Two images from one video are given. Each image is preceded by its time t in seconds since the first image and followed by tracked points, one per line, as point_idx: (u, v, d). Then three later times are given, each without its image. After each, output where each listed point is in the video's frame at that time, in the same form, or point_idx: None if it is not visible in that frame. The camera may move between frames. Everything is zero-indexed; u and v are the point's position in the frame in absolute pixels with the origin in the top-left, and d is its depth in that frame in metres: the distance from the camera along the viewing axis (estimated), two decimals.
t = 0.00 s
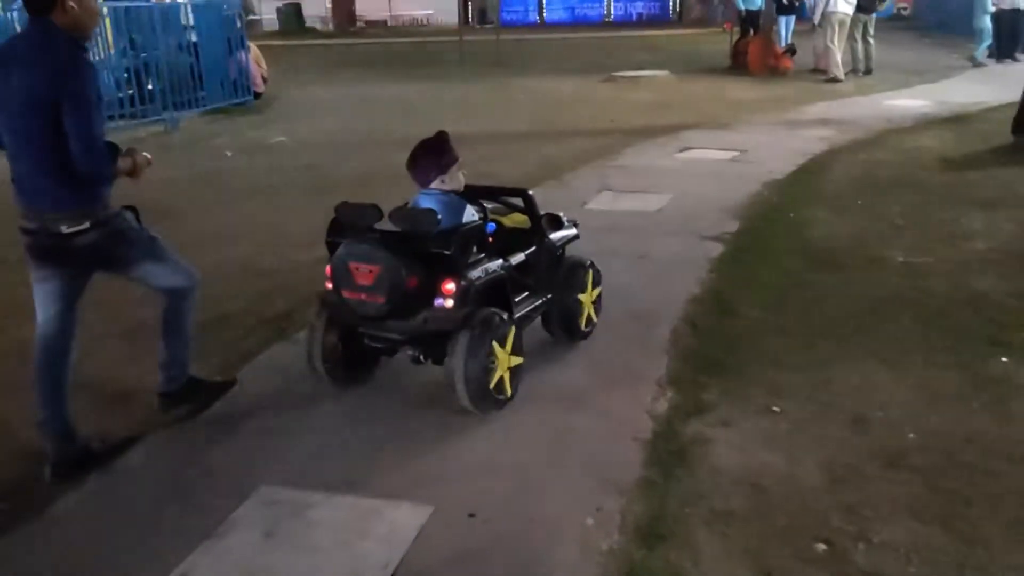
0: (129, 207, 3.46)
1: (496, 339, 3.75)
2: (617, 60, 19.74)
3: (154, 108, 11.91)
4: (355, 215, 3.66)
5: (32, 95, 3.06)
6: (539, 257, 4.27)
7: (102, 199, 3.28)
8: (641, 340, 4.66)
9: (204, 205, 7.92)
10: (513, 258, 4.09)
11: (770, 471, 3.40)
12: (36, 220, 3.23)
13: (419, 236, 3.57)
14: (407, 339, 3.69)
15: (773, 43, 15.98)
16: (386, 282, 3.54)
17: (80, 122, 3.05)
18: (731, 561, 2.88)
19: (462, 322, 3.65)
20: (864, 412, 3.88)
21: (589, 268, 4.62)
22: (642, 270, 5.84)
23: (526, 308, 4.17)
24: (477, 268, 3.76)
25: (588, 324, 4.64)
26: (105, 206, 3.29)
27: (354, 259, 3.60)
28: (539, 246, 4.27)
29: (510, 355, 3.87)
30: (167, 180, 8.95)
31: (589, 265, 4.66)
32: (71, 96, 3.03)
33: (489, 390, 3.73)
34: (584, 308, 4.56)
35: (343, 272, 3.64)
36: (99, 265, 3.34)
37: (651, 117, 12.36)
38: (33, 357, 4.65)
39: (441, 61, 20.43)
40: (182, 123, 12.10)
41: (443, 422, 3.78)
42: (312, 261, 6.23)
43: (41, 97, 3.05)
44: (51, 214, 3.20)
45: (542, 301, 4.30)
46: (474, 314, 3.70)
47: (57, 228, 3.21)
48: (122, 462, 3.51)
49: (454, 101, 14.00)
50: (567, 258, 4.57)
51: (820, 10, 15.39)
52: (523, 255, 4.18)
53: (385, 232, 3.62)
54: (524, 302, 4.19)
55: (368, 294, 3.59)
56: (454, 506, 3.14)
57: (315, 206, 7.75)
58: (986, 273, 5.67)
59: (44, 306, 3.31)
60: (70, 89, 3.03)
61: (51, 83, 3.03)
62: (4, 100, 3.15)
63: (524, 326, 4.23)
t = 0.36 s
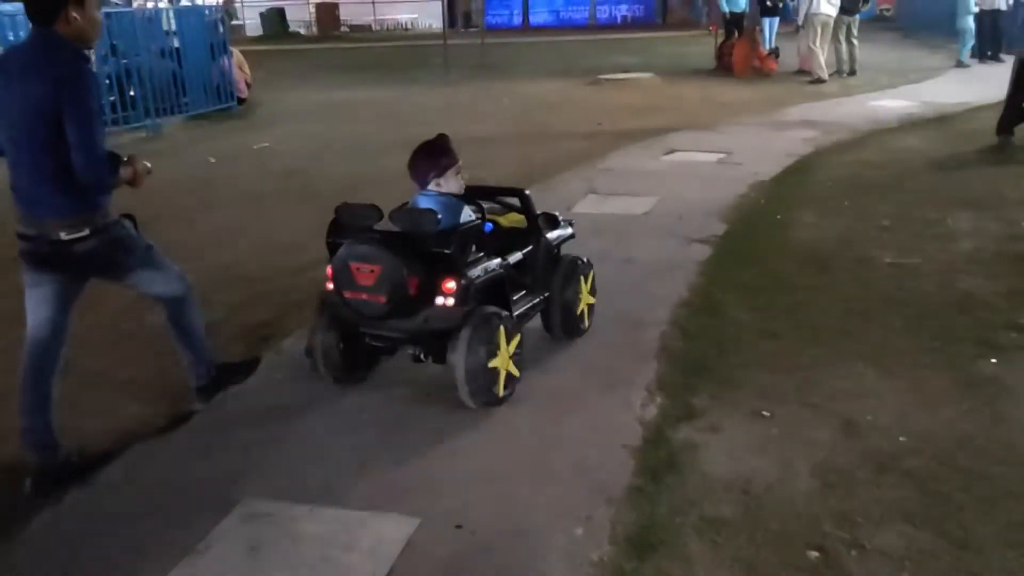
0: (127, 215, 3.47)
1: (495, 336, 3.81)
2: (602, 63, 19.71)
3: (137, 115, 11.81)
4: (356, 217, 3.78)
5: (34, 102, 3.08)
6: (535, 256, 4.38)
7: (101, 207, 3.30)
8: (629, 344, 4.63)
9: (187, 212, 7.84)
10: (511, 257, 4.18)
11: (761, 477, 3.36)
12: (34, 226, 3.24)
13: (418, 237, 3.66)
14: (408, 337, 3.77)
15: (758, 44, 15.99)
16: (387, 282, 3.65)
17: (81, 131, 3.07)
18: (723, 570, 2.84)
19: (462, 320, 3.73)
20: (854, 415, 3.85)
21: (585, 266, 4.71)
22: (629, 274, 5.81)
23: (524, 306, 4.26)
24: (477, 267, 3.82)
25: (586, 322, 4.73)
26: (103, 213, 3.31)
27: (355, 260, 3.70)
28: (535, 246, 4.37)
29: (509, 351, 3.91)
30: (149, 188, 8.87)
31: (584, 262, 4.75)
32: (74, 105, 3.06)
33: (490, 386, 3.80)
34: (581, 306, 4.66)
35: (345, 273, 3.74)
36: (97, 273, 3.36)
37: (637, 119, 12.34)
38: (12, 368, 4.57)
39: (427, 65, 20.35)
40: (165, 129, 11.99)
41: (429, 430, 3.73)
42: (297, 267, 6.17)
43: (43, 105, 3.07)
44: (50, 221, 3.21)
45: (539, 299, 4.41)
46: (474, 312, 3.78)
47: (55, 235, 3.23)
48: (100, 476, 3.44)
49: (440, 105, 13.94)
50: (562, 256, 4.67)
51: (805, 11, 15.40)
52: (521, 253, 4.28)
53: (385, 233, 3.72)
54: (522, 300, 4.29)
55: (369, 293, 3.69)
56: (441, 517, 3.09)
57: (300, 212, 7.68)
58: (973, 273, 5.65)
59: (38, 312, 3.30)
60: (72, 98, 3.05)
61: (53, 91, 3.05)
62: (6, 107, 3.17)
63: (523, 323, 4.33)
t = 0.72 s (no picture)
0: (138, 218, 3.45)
1: (504, 333, 3.85)
2: (597, 65, 19.70)
3: (130, 120, 11.78)
4: (366, 216, 3.85)
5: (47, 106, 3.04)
6: (539, 253, 4.42)
7: (113, 209, 3.27)
8: (626, 348, 4.58)
9: (180, 217, 7.79)
10: (516, 255, 4.23)
11: (760, 483, 3.32)
12: (46, 228, 3.21)
13: (427, 236, 3.68)
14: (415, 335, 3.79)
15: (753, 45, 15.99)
16: (397, 281, 3.67)
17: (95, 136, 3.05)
18: None
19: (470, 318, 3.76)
20: (853, 419, 3.81)
21: (586, 265, 4.77)
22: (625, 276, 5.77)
23: (530, 304, 4.32)
24: (483, 265, 3.85)
25: (588, 319, 4.79)
26: (115, 216, 3.29)
27: (364, 259, 3.73)
28: (539, 244, 4.42)
29: (518, 352, 3.95)
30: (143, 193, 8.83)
31: (586, 261, 4.81)
32: (88, 108, 3.03)
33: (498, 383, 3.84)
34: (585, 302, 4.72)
35: (354, 272, 3.76)
36: (109, 275, 3.34)
37: (633, 121, 12.32)
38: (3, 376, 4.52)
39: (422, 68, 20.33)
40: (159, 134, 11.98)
41: (424, 437, 3.68)
42: (292, 272, 6.13)
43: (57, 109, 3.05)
44: (63, 223, 3.19)
45: (544, 296, 4.46)
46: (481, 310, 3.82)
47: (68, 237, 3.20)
48: (90, 486, 3.40)
49: (435, 109, 13.91)
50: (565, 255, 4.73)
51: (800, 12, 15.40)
52: (526, 252, 4.32)
53: (393, 234, 3.76)
54: (528, 297, 4.34)
55: (379, 292, 3.71)
56: (436, 526, 3.05)
57: (294, 217, 7.64)
58: (972, 274, 5.62)
59: (48, 314, 3.29)
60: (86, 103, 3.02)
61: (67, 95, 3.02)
62: (19, 108, 3.14)
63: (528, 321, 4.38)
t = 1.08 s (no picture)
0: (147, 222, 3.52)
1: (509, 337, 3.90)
2: (590, 73, 19.68)
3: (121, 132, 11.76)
4: (374, 224, 3.95)
5: (62, 111, 3.12)
6: (539, 257, 4.46)
7: (124, 213, 3.34)
8: (621, 359, 4.53)
9: (171, 228, 7.74)
10: (518, 260, 4.28)
11: (757, 495, 3.28)
12: (58, 232, 3.28)
13: (434, 242, 3.77)
14: (423, 339, 3.88)
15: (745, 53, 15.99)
16: (405, 286, 3.75)
17: (108, 141, 3.12)
18: None
19: (477, 322, 3.84)
20: (849, 429, 3.77)
21: (585, 267, 4.81)
22: (619, 286, 5.73)
23: (532, 308, 4.36)
24: (489, 270, 3.94)
25: (587, 320, 4.85)
26: (126, 219, 3.36)
27: (373, 266, 3.80)
28: (539, 247, 4.45)
29: (522, 351, 3.99)
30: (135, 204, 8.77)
31: (585, 264, 4.85)
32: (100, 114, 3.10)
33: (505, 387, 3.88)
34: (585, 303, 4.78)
35: (362, 278, 3.84)
36: (120, 278, 3.41)
37: (626, 129, 12.30)
38: None
39: (414, 77, 20.30)
40: (149, 144, 11.95)
41: (416, 451, 3.63)
42: (283, 283, 6.07)
43: (71, 114, 3.12)
44: (75, 227, 3.25)
45: (546, 300, 4.51)
46: (487, 314, 3.88)
47: (80, 240, 3.27)
48: (76, 504, 3.34)
49: (428, 118, 13.88)
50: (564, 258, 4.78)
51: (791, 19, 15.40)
52: (526, 256, 4.36)
53: (401, 240, 3.84)
54: (530, 301, 4.38)
55: (387, 297, 3.78)
56: (428, 543, 3.00)
57: (286, 227, 7.59)
58: (968, 281, 5.59)
59: (59, 316, 3.35)
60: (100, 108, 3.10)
61: (82, 101, 3.10)
62: (32, 114, 3.20)
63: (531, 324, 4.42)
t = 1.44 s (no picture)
0: (158, 216, 3.56)
1: (514, 327, 3.99)
2: (586, 69, 19.61)
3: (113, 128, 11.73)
4: (377, 218, 3.92)
5: (73, 102, 3.19)
6: (541, 250, 4.51)
7: (134, 205, 3.38)
8: (616, 358, 4.49)
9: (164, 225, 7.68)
10: (521, 251, 4.33)
11: (756, 498, 3.23)
12: (67, 224, 3.34)
13: (442, 234, 3.79)
14: (429, 331, 3.93)
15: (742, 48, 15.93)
16: (413, 279, 3.76)
17: (118, 130, 3.18)
18: None
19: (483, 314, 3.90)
20: (849, 430, 3.72)
21: (586, 261, 4.88)
22: (615, 284, 5.67)
23: (536, 299, 4.44)
24: (495, 262, 4.00)
25: (587, 311, 4.92)
26: (136, 212, 3.39)
27: (381, 258, 3.81)
28: (540, 240, 4.51)
29: (528, 344, 4.10)
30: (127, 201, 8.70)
31: (585, 257, 4.92)
32: (110, 103, 3.16)
33: (510, 376, 3.97)
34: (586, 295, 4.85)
35: (370, 271, 3.84)
36: (128, 269, 3.45)
37: (622, 125, 12.25)
38: None
39: (410, 73, 20.23)
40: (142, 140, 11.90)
41: (409, 454, 3.58)
42: (276, 282, 6.01)
43: (82, 104, 3.19)
44: (84, 218, 3.31)
45: (548, 291, 4.59)
46: (493, 306, 3.95)
47: (88, 231, 3.32)
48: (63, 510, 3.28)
49: (424, 114, 13.82)
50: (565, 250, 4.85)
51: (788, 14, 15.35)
52: (529, 248, 4.40)
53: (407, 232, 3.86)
54: (533, 292, 4.45)
55: (395, 290, 3.79)
56: (421, 549, 2.95)
57: (280, 224, 7.54)
58: (967, 278, 5.54)
59: (74, 308, 3.43)
60: (110, 97, 3.16)
61: (92, 92, 3.17)
62: (44, 106, 3.27)
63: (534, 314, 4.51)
